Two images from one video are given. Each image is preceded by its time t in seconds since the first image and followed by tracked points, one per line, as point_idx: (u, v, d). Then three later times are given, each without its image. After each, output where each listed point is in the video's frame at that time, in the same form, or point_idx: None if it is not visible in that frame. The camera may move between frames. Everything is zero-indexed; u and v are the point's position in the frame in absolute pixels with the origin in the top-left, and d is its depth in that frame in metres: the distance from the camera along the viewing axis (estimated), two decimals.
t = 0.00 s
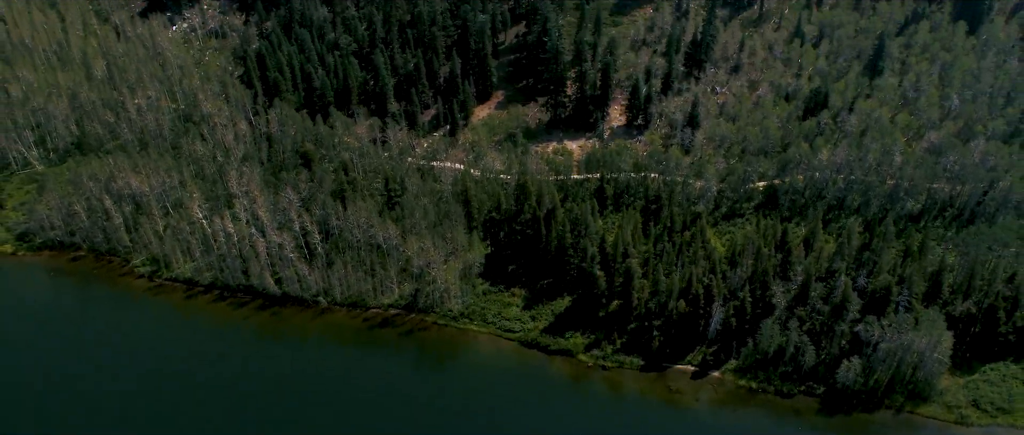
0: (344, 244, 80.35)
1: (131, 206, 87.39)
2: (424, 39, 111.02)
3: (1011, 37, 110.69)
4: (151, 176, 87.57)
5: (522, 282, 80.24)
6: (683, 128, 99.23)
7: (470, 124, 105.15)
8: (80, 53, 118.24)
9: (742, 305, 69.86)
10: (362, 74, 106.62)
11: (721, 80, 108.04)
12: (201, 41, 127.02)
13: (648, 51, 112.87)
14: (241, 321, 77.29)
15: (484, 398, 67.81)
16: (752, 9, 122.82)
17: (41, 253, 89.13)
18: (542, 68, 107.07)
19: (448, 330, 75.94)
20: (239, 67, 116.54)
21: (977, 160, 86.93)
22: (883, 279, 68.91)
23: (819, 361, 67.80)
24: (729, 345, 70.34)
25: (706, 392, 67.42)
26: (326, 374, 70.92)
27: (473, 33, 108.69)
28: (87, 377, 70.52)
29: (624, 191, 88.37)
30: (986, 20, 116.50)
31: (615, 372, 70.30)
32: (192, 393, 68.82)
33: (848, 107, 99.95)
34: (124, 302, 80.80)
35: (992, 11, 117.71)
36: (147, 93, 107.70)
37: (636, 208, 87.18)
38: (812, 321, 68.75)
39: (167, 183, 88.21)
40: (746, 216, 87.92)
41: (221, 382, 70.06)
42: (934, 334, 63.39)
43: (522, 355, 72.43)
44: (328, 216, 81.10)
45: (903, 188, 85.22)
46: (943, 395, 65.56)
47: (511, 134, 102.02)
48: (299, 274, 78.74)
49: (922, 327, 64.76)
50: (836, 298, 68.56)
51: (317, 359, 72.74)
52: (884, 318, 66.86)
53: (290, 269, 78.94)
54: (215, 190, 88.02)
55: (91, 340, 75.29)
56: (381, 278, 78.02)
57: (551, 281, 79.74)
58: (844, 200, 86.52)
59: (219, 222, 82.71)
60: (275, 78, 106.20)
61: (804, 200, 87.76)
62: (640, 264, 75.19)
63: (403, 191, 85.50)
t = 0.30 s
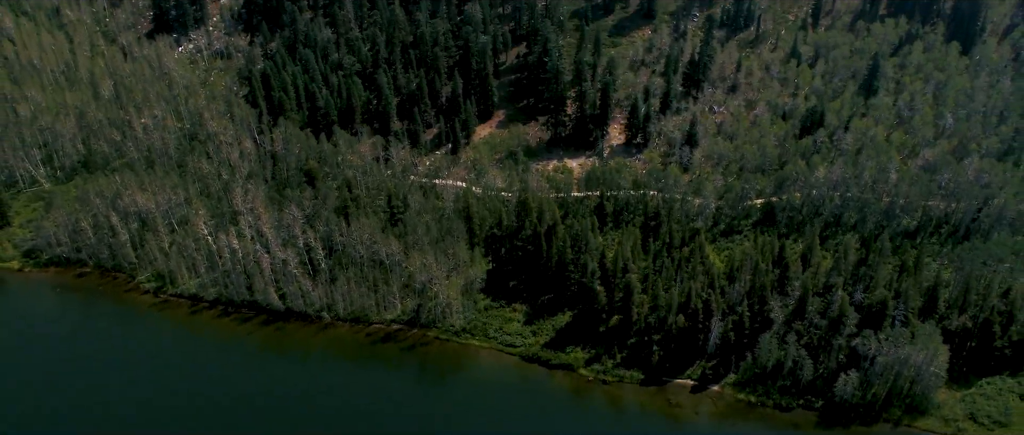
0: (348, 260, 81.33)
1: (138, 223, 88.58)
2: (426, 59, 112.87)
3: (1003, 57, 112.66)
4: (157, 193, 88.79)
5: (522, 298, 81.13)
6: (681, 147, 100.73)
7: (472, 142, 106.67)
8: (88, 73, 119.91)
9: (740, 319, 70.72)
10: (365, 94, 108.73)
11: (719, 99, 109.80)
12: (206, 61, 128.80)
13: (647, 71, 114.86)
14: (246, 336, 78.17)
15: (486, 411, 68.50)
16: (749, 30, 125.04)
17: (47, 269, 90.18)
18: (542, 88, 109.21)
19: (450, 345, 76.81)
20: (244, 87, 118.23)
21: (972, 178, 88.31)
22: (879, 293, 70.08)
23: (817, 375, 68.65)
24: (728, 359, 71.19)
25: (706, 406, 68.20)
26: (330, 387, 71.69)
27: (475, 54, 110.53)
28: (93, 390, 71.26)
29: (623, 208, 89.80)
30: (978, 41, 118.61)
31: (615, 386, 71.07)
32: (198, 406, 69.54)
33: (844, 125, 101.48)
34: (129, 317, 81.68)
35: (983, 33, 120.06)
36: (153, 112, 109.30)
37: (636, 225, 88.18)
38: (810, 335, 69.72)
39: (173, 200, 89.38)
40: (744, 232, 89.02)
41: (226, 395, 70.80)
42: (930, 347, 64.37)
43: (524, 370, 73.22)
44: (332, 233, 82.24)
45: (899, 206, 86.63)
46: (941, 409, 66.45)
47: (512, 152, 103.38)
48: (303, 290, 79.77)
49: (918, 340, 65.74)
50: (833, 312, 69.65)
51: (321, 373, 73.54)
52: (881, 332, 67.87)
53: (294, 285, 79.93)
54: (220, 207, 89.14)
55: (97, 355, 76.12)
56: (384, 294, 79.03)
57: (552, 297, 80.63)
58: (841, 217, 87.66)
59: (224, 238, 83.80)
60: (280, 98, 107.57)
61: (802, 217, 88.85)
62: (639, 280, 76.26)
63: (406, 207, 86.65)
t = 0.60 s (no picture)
0: (351, 276, 82.15)
1: (143, 240, 89.68)
2: (428, 79, 114.67)
3: (997, 77, 114.50)
4: (163, 211, 89.95)
5: (523, 313, 82.01)
6: (680, 165, 102.10)
7: (473, 161, 108.51)
8: (95, 94, 121.73)
9: (739, 334, 71.16)
10: (368, 114, 110.44)
11: (717, 119, 111.47)
12: (211, 82, 130.68)
13: (646, 91, 116.73)
14: (250, 351, 79.05)
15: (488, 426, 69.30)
16: (746, 51, 127.00)
17: (53, 286, 91.25)
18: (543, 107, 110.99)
19: (452, 360, 77.70)
20: (248, 108, 119.94)
21: (967, 195, 89.54)
22: (875, 308, 71.06)
23: (816, 389, 69.55)
24: (727, 373, 72.07)
25: (705, 420, 69.19)
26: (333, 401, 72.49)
27: (476, 74, 112.33)
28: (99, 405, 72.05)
29: (623, 226, 90.53)
30: (972, 61, 120.61)
31: (615, 400, 71.90)
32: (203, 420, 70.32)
33: (840, 144, 102.92)
34: (135, 333, 82.56)
35: (977, 53, 122.02)
36: (159, 131, 110.81)
37: (635, 242, 89.31)
38: (807, 350, 70.61)
39: (178, 218, 90.50)
40: (742, 249, 90.14)
41: (231, 410, 71.55)
42: (927, 361, 65.13)
43: (525, 385, 74.08)
44: (335, 250, 83.30)
45: (895, 223, 88.02)
46: (937, 423, 67.29)
47: (513, 171, 104.71)
48: (307, 306, 80.73)
49: (914, 354, 66.51)
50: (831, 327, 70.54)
51: (325, 387, 74.40)
52: (878, 346, 68.63)
53: (297, 301, 80.82)
54: (225, 224, 90.21)
55: (103, 370, 76.91)
56: (387, 310, 79.95)
57: (553, 313, 81.46)
58: (838, 234, 88.76)
59: (228, 255, 84.82)
60: (284, 117, 108.94)
61: (799, 233, 89.92)
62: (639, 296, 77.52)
63: (408, 224, 87.75)
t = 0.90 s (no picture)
0: (354, 293, 83.40)
1: (148, 257, 90.75)
2: (430, 99, 116.45)
3: (990, 96, 116.40)
4: (169, 228, 91.09)
5: (524, 329, 82.92)
6: (678, 183, 103.44)
7: (475, 179, 110.36)
8: (101, 113, 123.34)
9: (738, 349, 72.29)
10: (371, 133, 112.13)
11: (715, 138, 113.08)
12: (216, 102, 132.36)
13: (645, 110, 118.44)
14: (253, 366, 79.84)
15: None
16: (743, 71, 128.88)
17: (59, 303, 92.13)
18: (543, 126, 112.93)
19: (454, 375, 78.54)
20: (252, 127, 121.44)
21: (962, 212, 90.85)
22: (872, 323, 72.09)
23: (813, 403, 70.68)
24: (725, 388, 72.90)
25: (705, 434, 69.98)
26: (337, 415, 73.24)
27: (478, 94, 114.12)
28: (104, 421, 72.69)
29: (622, 242, 91.69)
30: (966, 82, 122.64)
31: (615, 415, 72.64)
32: None
33: (836, 163, 104.39)
34: (139, 348, 83.36)
35: (970, 73, 123.98)
36: (165, 149, 112.27)
37: (635, 258, 90.40)
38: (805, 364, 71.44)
39: (183, 235, 91.61)
40: (741, 265, 91.13)
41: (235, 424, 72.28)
42: (922, 375, 66.26)
43: (526, 399, 74.91)
44: (338, 266, 84.34)
45: (890, 240, 89.35)
46: None
47: (514, 189, 106.08)
48: (310, 321, 81.58)
49: (910, 368, 67.55)
50: (828, 341, 71.51)
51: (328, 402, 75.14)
52: (875, 360, 69.68)
53: (300, 317, 81.67)
54: (230, 241, 91.36)
55: (109, 385, 77.63)
56: (389, 326, 80.79)
57: (553, 328, 82.44)
58: (835, 250, 89.97)
59: (232, 271, 85.75)
60: (288, 136, 111.20)
61: (796, 250, 91.10)
62: (638, 311, 78.77)
63: (411, 241, 88.90)
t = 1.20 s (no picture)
0: (356, 309, 84.05)
1: (153, 274, 91.81)
2: (432, 119, 118.04)
3: (984, 116, 118.21)
4: (173, 245, 92.13)
5: (525, 344, 83.78)
6: (677, 201, 104.56)
7: (476, 198, 111.50)
8: (107, 133, 125.07)
9: (735, 364, 73.33)
10: (374, 153, 113.68)
11: (713, 157, 114.52)
12: (220, 122, 134.06)
13: (643, 130, 120.02)
14: (257, 382, 80.67)
15: None
16: (740, 92, 130.69)
17: (64, 319, 93.00)
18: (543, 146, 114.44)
19: (456, 390, 79.40)
20: (256, 146, 123.03)
21: (957, 229, 92.08)
22: (868, 338, 73.16)
23: (812, 418, 71.01)
24: (724, 403, 73.92)
25: None
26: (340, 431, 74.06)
27: (479, 113, 115.78)
28: None
29: (621, 259, 92.46)
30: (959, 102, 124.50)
31: (616, 429, 73.30)
32: None
33: (832, 181, 105.75)
34: (144, 364, 84.17)
35: (963, 94, 126.24)
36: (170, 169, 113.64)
37: (634, 274, 91.25)
38: (803, 378, 72.34)
39: (187, 252, 92.61)
40: (739, 282, 92.09)
41: None
42: (918, 389, 67.30)
43: (527, 414, 75.81)
44: (341, 283, 85.29)
45: (887, 257, 90.53)
46: None
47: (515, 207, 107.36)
48: (313, 337, 82.31)
49: (907, 381, 68.49)
50: (825, 355, 72.28)
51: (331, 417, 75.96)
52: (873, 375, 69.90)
53: (303, 333, 82.51)
54: (234, 258, 92.39)
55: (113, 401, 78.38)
56: (391, 342, 81.59)
57: (553, 344, 83.30)
58: (832, 267, 91.05)
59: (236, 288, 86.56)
60: (292, 155, 112.74)
61: (794, 267, 92.18)
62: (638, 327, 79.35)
63: (413, 258, 89.95)
